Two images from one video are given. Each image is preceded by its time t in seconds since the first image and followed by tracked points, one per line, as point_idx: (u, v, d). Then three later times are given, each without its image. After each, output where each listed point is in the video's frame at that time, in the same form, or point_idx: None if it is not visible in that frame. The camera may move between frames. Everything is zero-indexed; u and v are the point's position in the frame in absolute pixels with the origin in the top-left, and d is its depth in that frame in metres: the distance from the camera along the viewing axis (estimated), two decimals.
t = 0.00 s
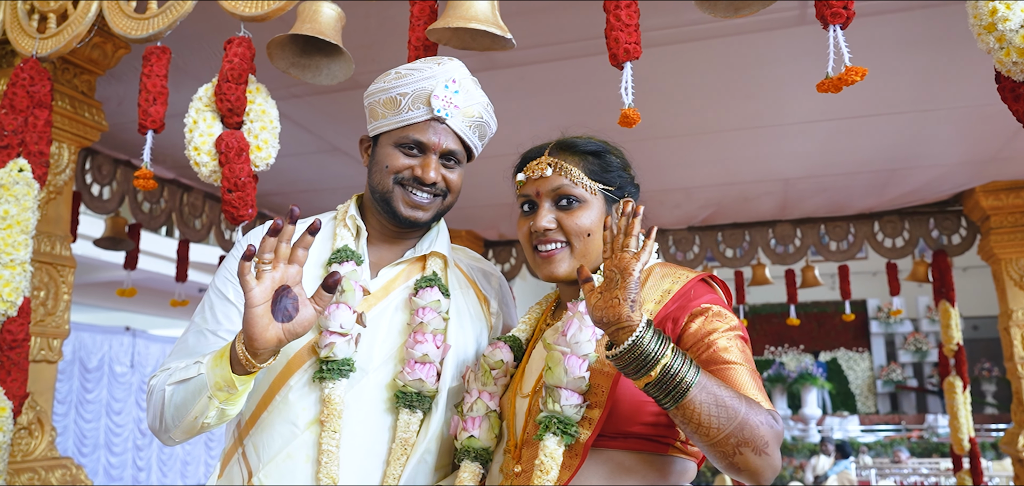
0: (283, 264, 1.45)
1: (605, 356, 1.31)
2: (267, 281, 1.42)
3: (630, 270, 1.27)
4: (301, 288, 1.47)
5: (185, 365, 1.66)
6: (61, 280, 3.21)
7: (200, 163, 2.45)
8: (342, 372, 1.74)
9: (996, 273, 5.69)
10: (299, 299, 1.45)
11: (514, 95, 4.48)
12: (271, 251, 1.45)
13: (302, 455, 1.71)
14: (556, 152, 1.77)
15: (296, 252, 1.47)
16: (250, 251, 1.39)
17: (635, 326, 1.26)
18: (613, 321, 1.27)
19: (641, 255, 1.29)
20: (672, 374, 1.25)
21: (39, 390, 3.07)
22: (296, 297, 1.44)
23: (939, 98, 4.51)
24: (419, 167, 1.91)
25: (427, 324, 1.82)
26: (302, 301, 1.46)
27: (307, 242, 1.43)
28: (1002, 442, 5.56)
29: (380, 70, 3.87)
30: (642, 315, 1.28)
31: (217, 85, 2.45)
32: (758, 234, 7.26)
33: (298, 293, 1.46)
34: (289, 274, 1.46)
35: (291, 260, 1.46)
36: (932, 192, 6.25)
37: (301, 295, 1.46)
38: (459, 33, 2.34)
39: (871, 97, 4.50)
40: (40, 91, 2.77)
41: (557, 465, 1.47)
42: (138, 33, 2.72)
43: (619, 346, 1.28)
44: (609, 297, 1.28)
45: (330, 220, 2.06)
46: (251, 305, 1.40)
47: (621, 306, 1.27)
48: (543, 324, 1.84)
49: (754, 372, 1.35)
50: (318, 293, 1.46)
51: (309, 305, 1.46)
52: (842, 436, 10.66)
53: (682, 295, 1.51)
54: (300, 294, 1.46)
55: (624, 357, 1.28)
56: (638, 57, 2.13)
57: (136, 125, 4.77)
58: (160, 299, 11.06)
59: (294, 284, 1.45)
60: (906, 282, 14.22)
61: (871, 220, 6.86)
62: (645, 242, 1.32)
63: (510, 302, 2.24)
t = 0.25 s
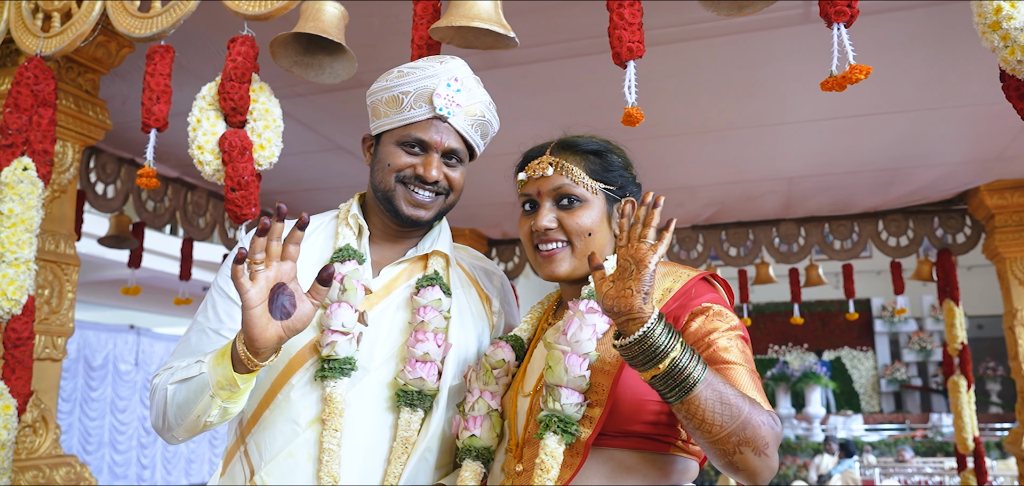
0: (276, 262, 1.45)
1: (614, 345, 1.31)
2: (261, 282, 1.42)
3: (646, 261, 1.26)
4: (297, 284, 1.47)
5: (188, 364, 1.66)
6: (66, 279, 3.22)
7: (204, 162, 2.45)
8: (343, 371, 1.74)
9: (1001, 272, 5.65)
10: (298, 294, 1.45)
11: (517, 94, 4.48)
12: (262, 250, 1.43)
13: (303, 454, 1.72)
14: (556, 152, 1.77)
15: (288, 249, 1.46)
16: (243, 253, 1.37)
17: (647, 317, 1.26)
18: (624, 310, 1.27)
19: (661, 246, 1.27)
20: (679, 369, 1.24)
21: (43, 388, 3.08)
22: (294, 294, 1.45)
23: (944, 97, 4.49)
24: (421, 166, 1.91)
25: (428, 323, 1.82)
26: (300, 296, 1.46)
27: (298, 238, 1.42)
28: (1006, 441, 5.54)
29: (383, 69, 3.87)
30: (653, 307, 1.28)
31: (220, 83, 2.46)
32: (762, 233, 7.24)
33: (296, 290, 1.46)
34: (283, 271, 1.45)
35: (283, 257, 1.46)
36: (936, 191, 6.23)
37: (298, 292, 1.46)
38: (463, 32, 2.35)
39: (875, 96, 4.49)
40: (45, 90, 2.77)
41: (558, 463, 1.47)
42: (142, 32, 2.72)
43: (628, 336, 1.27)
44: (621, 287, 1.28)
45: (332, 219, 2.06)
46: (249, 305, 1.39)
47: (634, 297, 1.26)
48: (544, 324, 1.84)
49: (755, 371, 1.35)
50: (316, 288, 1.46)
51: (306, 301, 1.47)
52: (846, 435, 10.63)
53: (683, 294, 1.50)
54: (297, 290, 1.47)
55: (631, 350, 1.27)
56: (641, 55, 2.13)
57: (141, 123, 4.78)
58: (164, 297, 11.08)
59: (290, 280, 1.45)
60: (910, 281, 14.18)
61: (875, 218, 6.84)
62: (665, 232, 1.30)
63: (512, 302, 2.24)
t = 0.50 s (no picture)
0: (286, 262, 1.46)
1: (613, 351, 1.31)
2: (269, 278, 1.43)
3: (642, 264, 1.27)
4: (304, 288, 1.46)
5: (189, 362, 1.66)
6: (69, 278, 3.22)
7: (206, 161, 2.45)
8: (345, 369, 1.74)
9: (1004, 270, 5.65)
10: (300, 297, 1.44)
11: (520, 92, 4.47)
12: (275, 248, 1.45)
13: (304, 452, 1.72)
14: (556, 151, 1.77)
15: (300, 252, 1.47)
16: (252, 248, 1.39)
17: (646, 319, 1.26)
18: (622, 314, 1.27)
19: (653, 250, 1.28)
20: (680, 369, 1.24)
21: (47, 387, 3.09)
22: (299, 296, 1.45)
23: (947, 95, 4.48)
24: (422, 164, 1.92)
25: (430, 321, 1.82)
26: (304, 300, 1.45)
27: (311, 241, 1.44)
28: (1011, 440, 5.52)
29: (385, 68, 3.87)
30: (652, 309, 1.28)
31: (223, 83, 2.46)
32: (765, 231, 7.23)
33: (302, 293, 1.46)
34: (292, 272, 1.46)
35: (294, 259, 1.47)
36: (939, 189, 6.21)
37: (303, 294, 1.46)
38: (464, 31, 2.35)
39: (878, 94, 4.48)
40: (48, 90, 2.77)
41: (558, 462, 1.47)
42: (145, 31, 2.73)
43: (629, 336, 1.27)
44: (620, 290, 1.28)
45: (334, 218, 2.07)
46: (254, 301, 1.41)
47: (631, 299, 1.27)
48: (546, 322, 1.84)
49: (757, 369, 1.35)
50: (321, 293, 1.46)
51: (311, 305, 1.46)
52: (849, 434, 10.64)
53: (684, 292, 1.50)
54: (303, 294, 1.46)
55: (631, 351, 1.27)
56: (643, 54, 2.12)
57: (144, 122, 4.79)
58: (167, 296, 11.10)
59: (296, 283, 1.45)
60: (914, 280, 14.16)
61: (878, 217, 6.82)
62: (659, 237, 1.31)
63: (513, 300, 2.24)
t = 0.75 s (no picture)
0: (280, 260, 1.46)
1: (614, 347, 1.31)
2: (263, 279, 1.43)
3: (641, 263, 1.27)
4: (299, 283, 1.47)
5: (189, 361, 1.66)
6: (71, 277, 3.23)
7: (207, 160, 2.46)
8: (345, 368, 1.75)
9: (1006, 269, 5.65)
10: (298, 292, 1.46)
11: (521, 92, 4.47)
12: (267, 247, 1.45)
13: (305, 451, 1.72)
14: (553, 151, 1.77)
15: (292, 248, 1.46)
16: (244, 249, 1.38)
17: (645, 318, 1.26)
18: (623, 312, 1.27)
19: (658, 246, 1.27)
20: (679, 369, 1.24)
21: (48, 386, 3.09)
22: (297, 293, 1.46)
23: (949, 94, 4.48)
24: (422, 164, 1.92)
25: (430, 319, 1.82)
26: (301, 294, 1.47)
27: (303, 237, 1.42)
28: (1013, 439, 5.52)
29: (387, 67, 3.87)
30: (651, 308, 1.28)
31: (224, 82, 2.46)
32: (766, 230, 7.24)
33: (297, 288, 1.47)
34: (286, 270, 1.46)
35: (288, 255, 1.46)
36: (941, 188, 6.20)
37: (299, 290, 1.47)
38: (465, 30, 2.35)
39: (880, 93, 4.48)
40: (49, 89, 2.78)
41: (557, 460, 1.46)
42: (146, 31, 2.73)
43: (628, 338, 1.28)
44: (620, 289, 1.28)
45: (333, 218, 2.06)
46: (250, 302, 1.40)
47: (632, 298, 1.27)
48: (545, 321, 1.84)
49: (755, 368, 1.35)
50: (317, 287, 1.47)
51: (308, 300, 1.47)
52: (851, 433, 10.67)
53: (683, 291, 1.50)
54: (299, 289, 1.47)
55: (630, 352, 1.27)
56: (644, 53, 2.12)
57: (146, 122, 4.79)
58: (169, 295, 11.11)
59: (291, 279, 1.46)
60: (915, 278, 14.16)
61: (880, 216, 6.81)
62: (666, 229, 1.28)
63: (514, 300, 2.24)
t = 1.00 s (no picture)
0: (292, 268, 1.45)
1: (611, 346, 1.32)
2: (280, 287, 1.42)
3: (639, 261, 1.28)
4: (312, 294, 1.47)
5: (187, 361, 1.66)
6: (69, 276, 3.23)
7: (205, 159, 2.46)
8: (342, 367, 1.75)
9: (1004, 268, 5.65)
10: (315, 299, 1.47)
11: (520, 91, 4.47)
12: (280, 258, 1.43)
13: (303, 450, 1.72)
14: (549, 150, 1.77)
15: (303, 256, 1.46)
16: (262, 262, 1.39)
17: (644, 316, 1.26)
18: (620, 310, 1.27)
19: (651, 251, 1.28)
20: (678, 366, 1.25)
21: (46, 385, 3.09)
22: (313, 302, 1.47)
23: (947, 93, 4.48)
24: (422, 164, 1.92)
25: (428, 318, 1.83)
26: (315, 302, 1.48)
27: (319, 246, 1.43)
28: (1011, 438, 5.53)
29: (385, 66, 3.87)
30: (650, 306, 1.28)
31: (222, 81, 2.46)
32: (765, 229, 7.24)
33: (308, 294, 1.46)
34: (299, 277, 1.45)
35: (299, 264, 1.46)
36: (939, 187, 6.21)
37: (312, 297, 1.47)
38: (464, 29, 2.35)
39: (878, 91, 4.48)
40: (47, 88, 2.78)
41: (554, 458, 1.47)
42: (144, 30, 2.73)
43: (626, 336, 1.28)
44: (616, 289, 1.29)
45: (330, 217, 2.06)
46: (267, 313, 1.41)
47: (631, 296, 1.27)
48: (542, 320, 1.84)
49: (753, 364, 1.35)
50: (326, 292, 1.48)
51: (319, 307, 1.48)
52: (849, 432, 10.71)
53: (679, 289, 1.50)
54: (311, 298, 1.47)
55: (629, 350, 1.28)
56: (642, 51, 2.13)
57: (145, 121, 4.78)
58: (168, 294, 11.10)
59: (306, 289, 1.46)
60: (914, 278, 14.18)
61: (878, 214, 6.81)
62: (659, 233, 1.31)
63: (511, 299, 2.25)
